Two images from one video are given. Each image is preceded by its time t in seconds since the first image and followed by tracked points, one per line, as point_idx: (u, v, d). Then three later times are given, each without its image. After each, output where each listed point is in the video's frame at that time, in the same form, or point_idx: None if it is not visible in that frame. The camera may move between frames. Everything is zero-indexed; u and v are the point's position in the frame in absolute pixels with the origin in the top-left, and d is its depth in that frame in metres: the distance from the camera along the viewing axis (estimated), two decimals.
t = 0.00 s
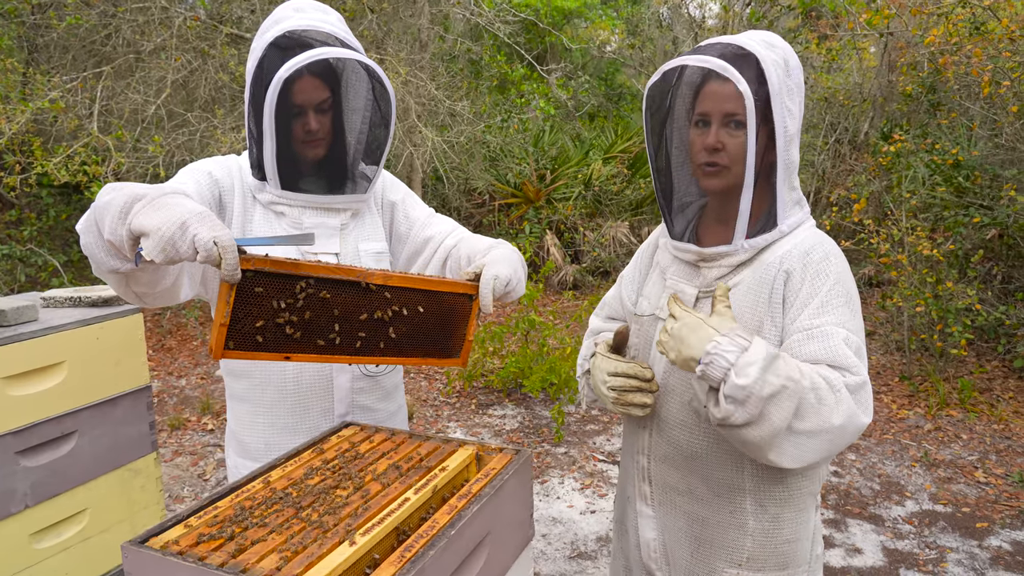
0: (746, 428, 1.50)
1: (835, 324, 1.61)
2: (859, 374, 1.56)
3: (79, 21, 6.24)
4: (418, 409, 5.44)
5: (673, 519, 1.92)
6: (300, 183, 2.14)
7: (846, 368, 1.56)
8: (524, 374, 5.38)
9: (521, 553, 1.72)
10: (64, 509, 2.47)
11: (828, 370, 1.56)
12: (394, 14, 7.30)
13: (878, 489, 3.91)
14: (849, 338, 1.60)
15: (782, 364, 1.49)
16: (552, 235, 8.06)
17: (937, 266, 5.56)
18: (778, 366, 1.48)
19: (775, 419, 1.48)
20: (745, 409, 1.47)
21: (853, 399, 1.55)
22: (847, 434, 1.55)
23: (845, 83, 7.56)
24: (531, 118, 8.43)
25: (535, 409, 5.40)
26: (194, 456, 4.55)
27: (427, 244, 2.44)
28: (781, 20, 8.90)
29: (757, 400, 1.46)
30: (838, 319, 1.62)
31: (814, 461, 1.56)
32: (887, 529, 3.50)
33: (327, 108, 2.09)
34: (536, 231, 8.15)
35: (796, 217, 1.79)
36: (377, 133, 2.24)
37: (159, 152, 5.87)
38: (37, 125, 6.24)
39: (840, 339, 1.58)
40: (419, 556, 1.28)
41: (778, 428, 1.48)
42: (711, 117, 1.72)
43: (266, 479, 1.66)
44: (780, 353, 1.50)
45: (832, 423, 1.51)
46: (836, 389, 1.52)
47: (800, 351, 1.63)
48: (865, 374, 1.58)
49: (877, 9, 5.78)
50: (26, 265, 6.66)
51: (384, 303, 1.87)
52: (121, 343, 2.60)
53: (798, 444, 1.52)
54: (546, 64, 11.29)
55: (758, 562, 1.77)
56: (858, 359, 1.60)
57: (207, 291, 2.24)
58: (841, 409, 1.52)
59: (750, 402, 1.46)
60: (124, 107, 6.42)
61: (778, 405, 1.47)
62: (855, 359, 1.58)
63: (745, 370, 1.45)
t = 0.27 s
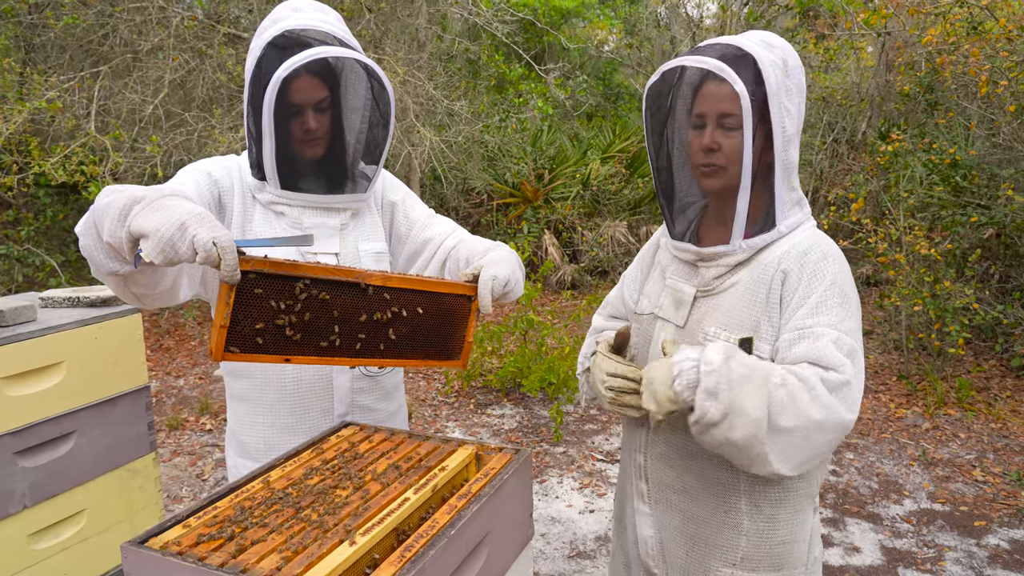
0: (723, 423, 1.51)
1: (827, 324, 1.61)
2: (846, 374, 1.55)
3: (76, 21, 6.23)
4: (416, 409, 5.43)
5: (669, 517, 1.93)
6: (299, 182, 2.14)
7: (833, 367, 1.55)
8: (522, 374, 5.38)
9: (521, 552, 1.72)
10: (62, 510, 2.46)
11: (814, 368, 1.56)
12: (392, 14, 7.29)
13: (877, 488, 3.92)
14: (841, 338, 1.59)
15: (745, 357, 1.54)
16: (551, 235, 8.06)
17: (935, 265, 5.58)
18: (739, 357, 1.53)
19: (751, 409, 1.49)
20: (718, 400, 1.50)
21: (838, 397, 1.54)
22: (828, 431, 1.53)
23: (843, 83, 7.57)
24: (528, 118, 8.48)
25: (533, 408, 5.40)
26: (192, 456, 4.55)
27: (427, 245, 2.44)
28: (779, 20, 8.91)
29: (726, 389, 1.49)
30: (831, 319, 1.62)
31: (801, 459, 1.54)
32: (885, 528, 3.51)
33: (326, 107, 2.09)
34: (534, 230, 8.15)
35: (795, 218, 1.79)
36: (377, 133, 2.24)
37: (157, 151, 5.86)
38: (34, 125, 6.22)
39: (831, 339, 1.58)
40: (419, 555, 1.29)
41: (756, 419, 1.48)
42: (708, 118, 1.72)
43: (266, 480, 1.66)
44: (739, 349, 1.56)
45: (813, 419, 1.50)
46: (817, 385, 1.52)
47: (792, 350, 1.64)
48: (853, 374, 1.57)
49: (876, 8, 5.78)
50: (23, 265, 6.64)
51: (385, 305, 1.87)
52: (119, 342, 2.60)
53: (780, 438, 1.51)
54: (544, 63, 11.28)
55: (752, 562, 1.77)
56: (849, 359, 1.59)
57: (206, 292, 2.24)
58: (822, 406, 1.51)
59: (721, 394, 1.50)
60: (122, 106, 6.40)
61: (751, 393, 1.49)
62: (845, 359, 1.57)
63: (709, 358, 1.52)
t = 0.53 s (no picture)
0: (695, 440, 1.58)
1: (814, 331, 1.59)
2: (829, 386, 1.52)
3: (75, 20, 6.23)
4: (416, 408, 5.44)
5: (660, 510, 1.96)
6: (300, 182, 2.14)
7: (814, 377, 1.54)
8: (522, 373, 5.38)
9: (521, 551, 1.73)
10: (63, 508, 2.46)
11: (794, 377, 1.56)
12: (391, 13, 7.29)
13: (876, 487, 3.93)
14: (827, 346, 1.57)
15: (719, 374, 1.58)
16: (550, 235, 8.07)
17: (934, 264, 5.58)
18: (712, 376, 1.57)
19: (721, 428, 1.54)
20: (690, 420, 1.56)
21: (816, 409, 1.52)
22: (804, 444, 1.54)
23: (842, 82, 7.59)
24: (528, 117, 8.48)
25: (533, 407, 5.41)
26: (192, 456, 4.55)
27: (426, 246, 2.45)
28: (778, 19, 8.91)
29: (698, 410, 1.55)
30: (820, 326, 1.60)
31: (778, 469, 1.56)
32: (884, 527, 3.52)
33: (324, 106, 2.09)
34: (534, 230, 8.16)
35: (792, 219, 1.77)
36: (377, 132, 2.24)
37: (156, 151, 5.87)
38: (33, 124, 6.22)
39: (815, 347, 1.56)
40: (419, 553, 1.29)
41: (725, 436, 1.54)
42: (696, 121, 1.74)
43: (266, 478, 1.66)
44: (714, 364, 1.59)
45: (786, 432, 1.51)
46: (792, 400, 1.52)
47: (778, 355, 1.64)
48: (836, 387, 1.53)
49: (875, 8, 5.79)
50: (22, 265, 6.64)
51: (387, 307, 1.87)
52: (120, 342, 2.60)
53: (753, 451, 1.55)
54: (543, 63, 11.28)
55: (739, 560, 1.78)
56: (835, 368, 1.56)
57: (209, 292, 2.24)
58: (796, 419, 1.52)
59: (693, 413, 1.56)
60: (121, 106, 6.40)
61: (720, 412, 1.54)
62: (829, 370, 1.54)
63: (683, 380, 1.56)
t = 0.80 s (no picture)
0: (675, 438, 1.62)
1: (799, 336, 1.59)
2: (807, 392, 1.52)
3: (76, 20, 6.23)
4: (416, 407, 5.45)
5: (654, 505, 1.99)
6: (300, 181, 2.15)
7: (794, 383, 1.54)
8: (522, 372, 5.39)
9: (521, 549, 1.74)
10: (64, 507, 2.47)
11: (774, 382, 1.56)
12: (392, 13, 7.29)
13: (876, 487, 3.93)
14: (811, 352, 1.56)
15: (699, 376, 1.62)
16: (551, 234, 8.07)
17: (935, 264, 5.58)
18: (691, 377, 1.61)
19: (696, 430, 1.58)
20: (668, 419, 1.62)
21: (794, 415, 1.52)
22: (780, 450, 1.54)
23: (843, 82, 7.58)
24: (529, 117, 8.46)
25: (533, 407, 5.41)
26: (193, 455, 4.56)
27: (426, 246, 2.45)
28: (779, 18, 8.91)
29: (675, 410, 1.60)
30: (807, 330, 1.59)
31: (756, 472, 1.58)
32: (884, 527, 3.52)
33: (324, 105, 2.10)
34: (534, 229, 8.15)
35: (787, 222, 1.77)
36: (377, 132, 2.24)
37: (157, 150, 5.87)
38: (34, 124, 6.24)
39: (797, 351, 1.56)
40: (419, 551, 1.30)
41: (700, 438, 1.58)
42: (691, 123, 1.75)
43: (267, 477, 1.67)
44: (694, 366, 1.63)
45: (762, 437, 1.53)
46: (769, 405, 1.53)
47: (764, 357, 1.65)
48: (816, 393, 1.53)
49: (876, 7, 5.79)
50: (24, 264, 6.65)
51: (389, 307, 1.88)
52: (121, 341, 2.61)
53: (730, 453, 1.57)
54: (544, 62, 11.29)
55: (728, 558, 1.78)
56: (817, 374, 1.55)
57: (210, 292, 2.24)
58: (771, 424, 1.52)
59: (671, 413, 1.61)
60: (122, 105, 6.41)
61: (695, 414, 1.58)
62: (810, 376, 1.54)
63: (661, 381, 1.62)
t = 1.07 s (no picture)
0: (667, 438, 1.63)
1: (793, 340, 1.60)
2: (799, 396, 1.53)
3: (77, 22, 6.25)
4: (416, 409, 5.45)
5: (650, 505, 2.00)
6: (298, 182, 2.16)
7: (787, 387, 1.55)
8: (521, 374, 5.39)
9: (519, 550, 1.74)
10: (64, 507, 2.48)
11: (767, 386, 1.57)
12: (392, 15, 7.31)
13: (874, 489, 3.94)
14: (804, 356, 1.57)
15: (694, 377, 1.62)
16: (550, 236, 8.08)
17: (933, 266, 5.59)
18: (685, 377, 1.62)
19: (689, 430, 1.59)
20: (661, 419, 1.62)
21: (786, 419, 1.53)
22: (771, 452, 1.55)
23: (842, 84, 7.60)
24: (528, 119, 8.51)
25: (533, 409, 5.42)
26: (192, 456, 4.56)
27: (425, 248, 2.46)
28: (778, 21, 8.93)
29: (668, 410, 1.61)
30: (800, 335, 1.60)
31: (748, 474, 1.59)
32: (882, 529, 3.52)
33: (322, 107, 2.11)
34: (534, 231, 8.17)
35: (785, 226, 1.77)
36: (375, 134, 2.25)
37: (157, 152, 5.89)
38: (35, 126, 6.25)
39: (791, 355, 1.57)
40: (417, 551, 1.30)
41: (693, 438, 1.58)
42: (691, 127, 1.76)
43: (266, 478, 1.68)
44: (688, 366, 1.64)
45: (753, 440, 1.54)
46: (762, 408, 1.54)
47: (758, 360, 1.66)
48: (808, 398, 1.53)
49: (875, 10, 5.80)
50: (24, 266, 6.66)
51: (387, 310, 1.89)
52: (121, 342, 2.62)
53: (722, 454, 1.58)
54: (544, 65, 11.31)
55: (722, 559, 1.79)
56: (810, 378, 1.56)
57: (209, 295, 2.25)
58: (764, 428, 1.53)
59: (664, 413, 1.62)
60: (123, 107, 6.42)
61: (688, 414, 1.59)
62: (803, 380, 1.54)
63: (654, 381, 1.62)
